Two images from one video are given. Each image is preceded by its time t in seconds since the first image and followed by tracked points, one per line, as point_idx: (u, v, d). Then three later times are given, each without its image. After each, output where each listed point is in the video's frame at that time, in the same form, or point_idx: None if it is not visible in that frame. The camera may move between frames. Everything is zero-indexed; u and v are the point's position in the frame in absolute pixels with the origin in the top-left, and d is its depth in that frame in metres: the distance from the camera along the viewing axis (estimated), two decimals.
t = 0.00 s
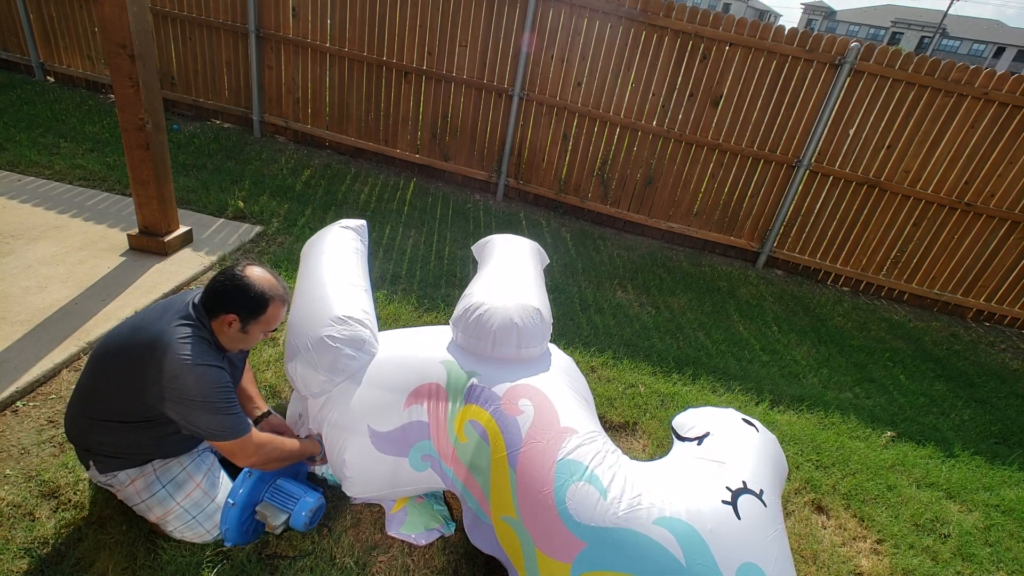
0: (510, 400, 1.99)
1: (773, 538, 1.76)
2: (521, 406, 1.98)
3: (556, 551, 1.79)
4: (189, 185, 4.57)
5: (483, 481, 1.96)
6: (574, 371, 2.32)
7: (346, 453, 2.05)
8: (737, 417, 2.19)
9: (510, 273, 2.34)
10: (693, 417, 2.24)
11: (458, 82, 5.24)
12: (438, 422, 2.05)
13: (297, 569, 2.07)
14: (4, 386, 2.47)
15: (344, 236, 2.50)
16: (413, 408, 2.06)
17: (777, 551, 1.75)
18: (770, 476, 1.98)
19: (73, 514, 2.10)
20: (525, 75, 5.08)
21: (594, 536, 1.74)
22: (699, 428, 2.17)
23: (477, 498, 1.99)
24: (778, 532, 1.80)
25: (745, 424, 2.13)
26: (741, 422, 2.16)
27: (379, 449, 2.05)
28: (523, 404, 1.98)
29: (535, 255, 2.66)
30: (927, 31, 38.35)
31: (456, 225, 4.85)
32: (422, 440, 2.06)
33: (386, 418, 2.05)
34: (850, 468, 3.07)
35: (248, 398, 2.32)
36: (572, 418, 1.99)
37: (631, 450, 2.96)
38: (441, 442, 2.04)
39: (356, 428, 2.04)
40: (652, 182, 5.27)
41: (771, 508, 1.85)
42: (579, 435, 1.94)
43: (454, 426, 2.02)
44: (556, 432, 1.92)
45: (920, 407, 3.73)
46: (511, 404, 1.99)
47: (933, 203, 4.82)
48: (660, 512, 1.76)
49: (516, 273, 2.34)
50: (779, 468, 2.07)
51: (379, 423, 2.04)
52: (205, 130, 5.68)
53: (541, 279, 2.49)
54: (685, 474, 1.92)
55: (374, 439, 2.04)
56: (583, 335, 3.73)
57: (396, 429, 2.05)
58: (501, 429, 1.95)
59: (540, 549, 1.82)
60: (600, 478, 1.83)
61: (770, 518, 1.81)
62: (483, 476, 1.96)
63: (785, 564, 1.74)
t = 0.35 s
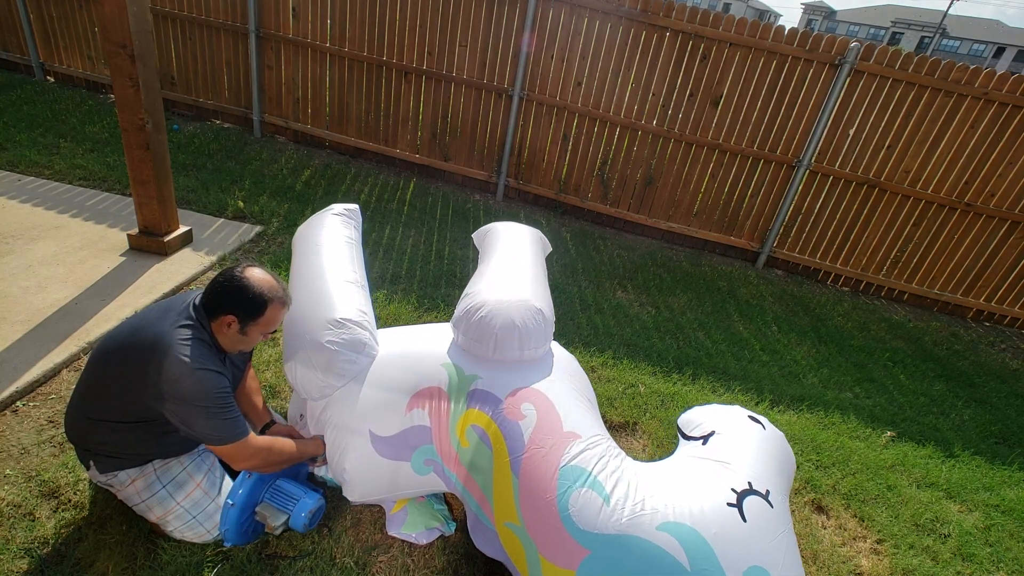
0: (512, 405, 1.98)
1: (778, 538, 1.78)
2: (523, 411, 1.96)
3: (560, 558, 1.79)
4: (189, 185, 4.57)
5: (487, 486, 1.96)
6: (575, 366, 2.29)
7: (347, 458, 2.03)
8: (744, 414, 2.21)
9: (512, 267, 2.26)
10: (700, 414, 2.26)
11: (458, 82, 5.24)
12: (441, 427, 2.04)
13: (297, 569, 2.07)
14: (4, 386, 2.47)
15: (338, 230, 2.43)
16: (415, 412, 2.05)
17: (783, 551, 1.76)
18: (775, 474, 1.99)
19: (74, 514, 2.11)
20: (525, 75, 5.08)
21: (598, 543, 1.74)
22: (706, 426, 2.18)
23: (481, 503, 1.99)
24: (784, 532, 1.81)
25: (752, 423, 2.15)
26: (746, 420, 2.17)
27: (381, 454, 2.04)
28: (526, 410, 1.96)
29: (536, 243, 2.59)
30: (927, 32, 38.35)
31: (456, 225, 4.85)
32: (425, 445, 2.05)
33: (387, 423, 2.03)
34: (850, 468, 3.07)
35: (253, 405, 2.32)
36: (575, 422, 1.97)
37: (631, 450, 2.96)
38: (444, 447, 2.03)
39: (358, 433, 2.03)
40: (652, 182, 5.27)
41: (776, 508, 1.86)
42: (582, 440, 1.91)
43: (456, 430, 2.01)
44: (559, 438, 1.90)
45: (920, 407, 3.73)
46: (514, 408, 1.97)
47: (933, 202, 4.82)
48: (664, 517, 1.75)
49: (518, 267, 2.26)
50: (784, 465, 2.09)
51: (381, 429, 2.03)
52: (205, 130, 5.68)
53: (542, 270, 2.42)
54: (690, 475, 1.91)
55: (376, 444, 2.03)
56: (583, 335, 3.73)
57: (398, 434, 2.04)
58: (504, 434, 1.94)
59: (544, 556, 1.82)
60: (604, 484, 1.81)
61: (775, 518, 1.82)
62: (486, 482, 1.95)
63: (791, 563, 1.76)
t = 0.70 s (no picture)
0: (515, 411, 1.96)
1: (785, 542, 1.77)
2: (527, 417, 1.95)
3: (565, 566, 1.80)
4: (189, 185, 4.56)
5: (491, 494, 1.95)
6: (576, 366, 2.28)
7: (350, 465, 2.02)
8: (751, 413, 2.21)
9: (514, 266, 2.22)
10: (707, 412, 2.25)
11: (458, 82, 5.24)
12: (445, 433, 2.02)
13: (297, 569, 2.07)
14: (4, 387, 2.47)
15: (338, 223, 2.37)
16: (417, 418, 2.03)
17: (790, 554, 1.76)
18: (782, 475, 1.98)
19: (74, 514, 2.11)
20: (525, 75, 5.08)
21: (604, 553, 1.74)
22: (713, 426, 2.17)
23: (485, 510, 1.99)
24: (792, 535, 1.81)
25: (759, 423, 2.14)
26: (752, 419, 2.16)
27: (383, 460, 2.03)
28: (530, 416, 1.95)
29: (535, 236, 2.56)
30: (927, 32, 38.35)
31: (456, 225, 4.85)
32: (428, 451, 2.04)
33: (390, 429, 2.01)
34: (850, 468, 3.07)
35: (252, 413, 2.33)
36: (580, 428, 1.96)
37: (632, 450, 2.96)
38: (447, 453, 2.02)
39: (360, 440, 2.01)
40: (653, 182, 5.27)
41: (783, 510, 1.86)
42: (586, 447, 1.91)
43: (459, 437, 2.00)
44: (563, 446, 1.89)
45: (920, 407, 3.72)
46: (516, 415, 1.96)
47: (933, 202, 4.82)
48: (670, 526, 1.75)
49: (521, 266, 2.23)
50: (791, 464, 2.08)
51: (384, 434, 2.01)
52: (205, 130, 5.68)
53: (544, 268, 2.38)
54: (696, 480, 1.90)
55: (378, 450, 2.02)
56: (583, 335, 3.73)
57: (401, 439, 2.02)
58: (508, 441, 1.93)
59: (548, 564, 1.83)
60: (609, 493, 1.81)
61: (782, 521, 1.82)
62: (490, 489, 1.95)
63: (799, 565, 1.76)
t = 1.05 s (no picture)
0: (516, 413, 1.96)
1: (787, 544, 1.78)
2: (528, 420, 1.94)
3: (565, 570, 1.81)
4: (189, 185, 4.56)
5: (491, 496, 1.95)
6: (579, 366, 2.26)
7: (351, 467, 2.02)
8: (755, 413, 2.20)
9: (516, 266, 2.21)
10: (711, 413, 2.25)
11: (458, 82, 5.24)
12: (445, 436, 2.01)
13: (297, 569, 2.07)
14: (4, 387, 2.47)
15: (341, 221, 2.36)
16: (418, 421, 2.02)
17: (793, 558, 1.76)
18: (785, 476, 1.98)
19: (74, 514, 2.11)
20: (525, 75, 5.08)
21: (604, 557, 1.75)
22: (717, 428, 2.16)
23: (486, 513, 1.99)
24: (795, 538, 1.81)
25: (763, 425, 2.13)
26: (757, 421, 2.15)
27: (384, 462, 2.02)
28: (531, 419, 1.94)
29: (540, 233, 2.55)
30: (927, 31, 38.34)
31: (456, 225, 4.85)
32: (429, 453, 2.04)
33: (391, 431, 2.01)
34: (850, 468, 3.07)
35: (251, 415, 2.32)
36: (581, 431, 1.95)
37: (632, 451, 2.95)
38: (448, 456, 2.02)
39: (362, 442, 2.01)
40: (652, 182, 5.27)
41: (786, 513, 1.85)
42: (587, 451, 1.91)
43: (460, 439, 1.99)
44: (564, 450, 1.89)
45: (920, 407, 3.72)
46: (518, 417, 1.95)
47: (933, 202, 4.82)
48: (670, 530, 1.75)
49: (524, 265, 2.21)
50: (795, 465, 2.08)
51: (385, 436, 2.01)
52: (205, 130, 5.68)
53: (548, 266, 2.37)
54: (698, 483, 1.91)
55: (379, 451, 2.02)
56: (583, 336, 3.73)
57: (401, 441, 2.02)
58: (508, 444, 1.93)
59: (549, 567, 1.84)
60: (609, 498, 1.81)
61: (785, 524, 1.82)
62: (491, 492, 1.95)
63: (801, 567, 1.77)
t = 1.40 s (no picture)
0: (520, 411, 1.96)
1: (789, 543, 1.78)
2: (531, 418, 1.94)
3: (567, 566, 1.79)
4: (189, 185, 4.56)
5: (494, 493, 1.95)
6: (581, 366, 2.27)
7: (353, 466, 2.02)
8: (755, 414, 2.21)
9: (519, 267, 2.22)
10: (711, 413, 2.26)
11: (458, 82, 5.24)
12: (449, 433, 2.00)
13: (297, 569, 2.07)
14: (4, 387, 2.47)
15: (344, 222, 2.37)
16: (421, 419, 2.02)
17: (794, 556, 1.76)
18: (786, 476, 1.99)
19: (73, 514, 2.11)
20: (525, 76, 5.08)
21: (607, 554, 1.74)
22: (718, 427, 2.17)
23: (489, 510, 1.98)
24: (796, 537, 1.81)
25: (763, 425, 2.14)
26: (757, 421, 2.16)
27: (387, 459, 2.02)
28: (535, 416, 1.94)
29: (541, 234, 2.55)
30: (926, 32, 38.34)
31: (456, 225, 4.85)
32: (432, 450, 2.03)
33: (394, 428, 2.00)
34: (851, 468, 3.07)
35: (249, 413, 2.32)
36: (584, 428, 1.95)
37: (632, 451, 2.96)
38: (451, 453, 2.01)
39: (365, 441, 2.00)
40: (653, 182, 5.27)
41: (787, 512, 1.86)
42: (590, 447, 1.91)
43: (463, 437, 1.99)
44: (567, 446, 1.89)
45: (920, 407, 3.72)
46: (521, 415, 1.95)
47: (934, 202, 4.82)
48: (673, 528, 1.75)
49: (526, 267, 2.22)
50: (796, 465, 2.09)
51: (388, 434, 2.00)
52: (205, 130, 5.68)
53: (550, 268, 2.38)
54: (699, 481, 1.91)
55: (382, 449, 2.01)
56: (583, 336, 3.73)
57: (404, 439, 2.01)
58: (511, 441, 1.92)
59: (551, 564, 1.83)
60: (612, 495, 1.81)
61: (786, 523, 1.82)
62: (494, 488, 1.94)
63: (803, 566, 1.77)
